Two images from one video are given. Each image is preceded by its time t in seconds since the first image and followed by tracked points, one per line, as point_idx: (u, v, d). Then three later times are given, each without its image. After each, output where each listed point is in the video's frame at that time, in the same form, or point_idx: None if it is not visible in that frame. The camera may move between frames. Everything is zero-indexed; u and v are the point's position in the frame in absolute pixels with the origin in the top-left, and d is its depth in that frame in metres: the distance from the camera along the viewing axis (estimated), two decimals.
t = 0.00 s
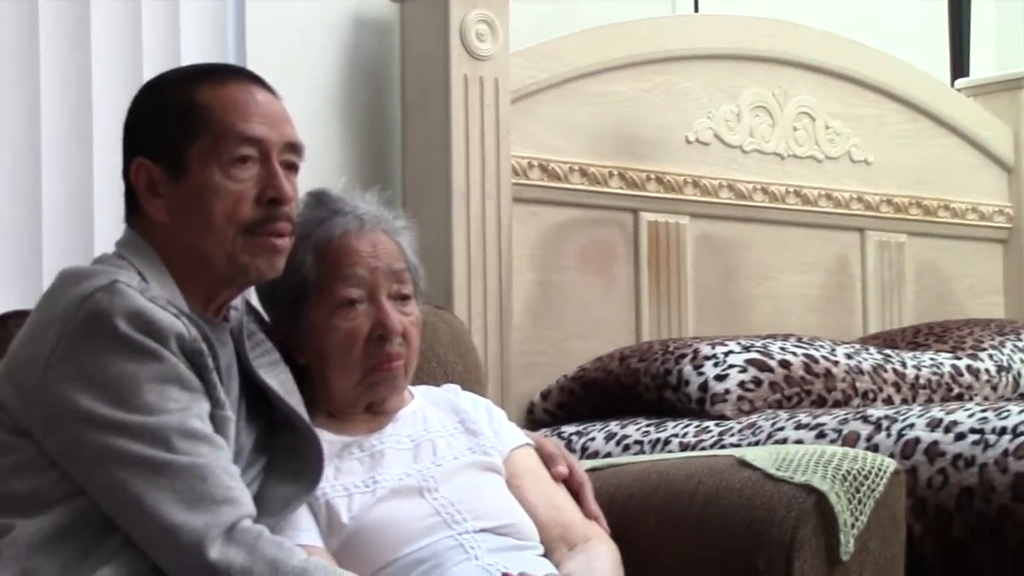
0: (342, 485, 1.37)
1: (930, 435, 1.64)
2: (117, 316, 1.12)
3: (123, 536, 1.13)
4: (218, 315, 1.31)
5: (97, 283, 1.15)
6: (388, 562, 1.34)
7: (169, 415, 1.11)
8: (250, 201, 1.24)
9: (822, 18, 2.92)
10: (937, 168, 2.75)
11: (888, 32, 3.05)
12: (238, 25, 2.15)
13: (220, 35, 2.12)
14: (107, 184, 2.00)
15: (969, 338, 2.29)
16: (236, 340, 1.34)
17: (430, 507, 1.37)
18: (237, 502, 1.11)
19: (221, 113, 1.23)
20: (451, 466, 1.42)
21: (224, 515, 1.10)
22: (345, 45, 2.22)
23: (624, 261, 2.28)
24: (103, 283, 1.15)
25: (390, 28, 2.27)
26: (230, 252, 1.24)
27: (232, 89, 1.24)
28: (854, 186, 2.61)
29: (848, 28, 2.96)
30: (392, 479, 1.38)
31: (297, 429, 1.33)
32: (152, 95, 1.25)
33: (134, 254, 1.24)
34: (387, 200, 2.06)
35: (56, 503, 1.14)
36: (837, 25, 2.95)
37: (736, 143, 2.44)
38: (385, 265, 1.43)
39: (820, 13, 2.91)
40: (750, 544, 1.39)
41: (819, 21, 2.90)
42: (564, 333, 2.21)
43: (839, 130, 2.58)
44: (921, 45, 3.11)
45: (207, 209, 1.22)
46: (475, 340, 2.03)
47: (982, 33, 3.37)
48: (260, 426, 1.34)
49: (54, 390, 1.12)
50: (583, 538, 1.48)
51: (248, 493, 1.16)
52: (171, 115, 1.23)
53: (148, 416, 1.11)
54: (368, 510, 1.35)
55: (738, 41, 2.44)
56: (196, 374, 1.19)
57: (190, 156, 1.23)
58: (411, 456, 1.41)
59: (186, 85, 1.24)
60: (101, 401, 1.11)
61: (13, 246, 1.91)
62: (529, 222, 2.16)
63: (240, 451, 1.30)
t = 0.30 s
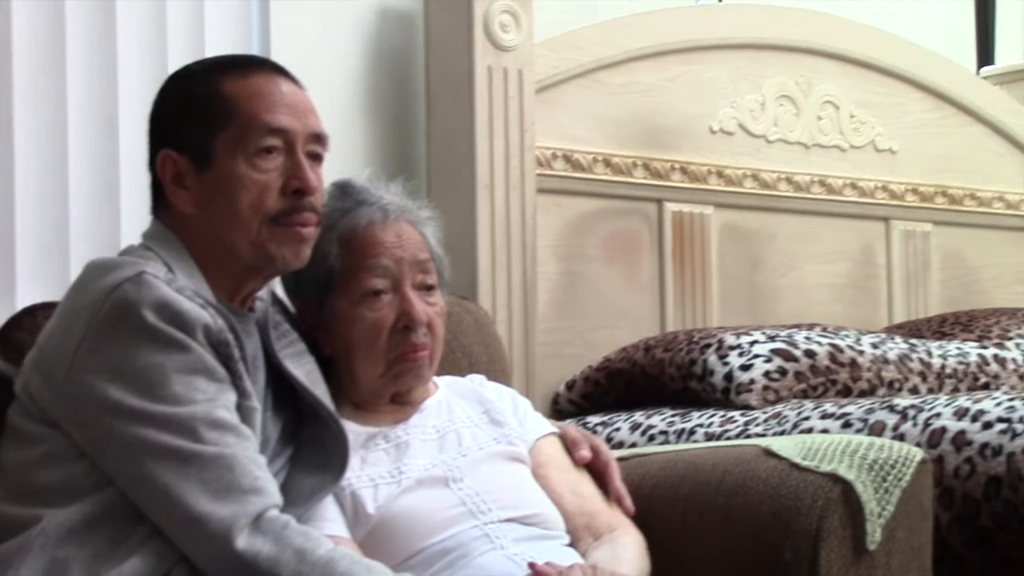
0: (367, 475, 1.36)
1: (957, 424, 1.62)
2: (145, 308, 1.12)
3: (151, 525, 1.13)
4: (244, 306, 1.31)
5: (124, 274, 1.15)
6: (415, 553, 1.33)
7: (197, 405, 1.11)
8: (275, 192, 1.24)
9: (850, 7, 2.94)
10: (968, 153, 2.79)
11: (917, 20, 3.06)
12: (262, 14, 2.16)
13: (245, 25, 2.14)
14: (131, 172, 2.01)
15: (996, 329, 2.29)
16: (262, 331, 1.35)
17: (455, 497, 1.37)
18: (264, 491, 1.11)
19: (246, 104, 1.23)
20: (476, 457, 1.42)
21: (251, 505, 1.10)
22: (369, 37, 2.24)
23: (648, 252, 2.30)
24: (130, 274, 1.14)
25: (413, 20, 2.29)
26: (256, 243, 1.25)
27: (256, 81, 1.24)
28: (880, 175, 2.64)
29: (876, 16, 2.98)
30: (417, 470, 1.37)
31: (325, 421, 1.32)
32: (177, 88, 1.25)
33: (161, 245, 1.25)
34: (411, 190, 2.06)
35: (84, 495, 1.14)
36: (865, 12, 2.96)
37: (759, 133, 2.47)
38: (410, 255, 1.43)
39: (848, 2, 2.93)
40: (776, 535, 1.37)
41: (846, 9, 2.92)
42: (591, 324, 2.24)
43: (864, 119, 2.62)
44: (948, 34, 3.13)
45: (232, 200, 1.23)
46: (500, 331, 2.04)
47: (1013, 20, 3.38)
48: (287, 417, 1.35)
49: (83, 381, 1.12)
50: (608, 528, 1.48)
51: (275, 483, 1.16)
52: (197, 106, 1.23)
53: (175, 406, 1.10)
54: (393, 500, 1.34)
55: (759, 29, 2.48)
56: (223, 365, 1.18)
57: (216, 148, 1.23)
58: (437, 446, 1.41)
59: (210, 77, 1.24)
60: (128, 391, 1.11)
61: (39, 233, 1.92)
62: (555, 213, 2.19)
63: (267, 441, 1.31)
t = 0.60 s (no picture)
0: (389, 465, 1.36)
1: (980, 414, 1.60)
2: (168, 296, 1.10)
3: (173, 513, 1.11)
4: (267, 295, 1.31)
5: (147, 263, 1.13)
6: (436, 542, 1.33)
7: (219, 394, 1.09)
8: (297, 181, 1.23)
9: None
10: (996, 141, 2.81)
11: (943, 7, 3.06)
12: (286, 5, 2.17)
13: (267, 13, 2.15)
14: (152, 158, 2.02)
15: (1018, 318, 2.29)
16: (285, 320, 1.35)
17: (476, 487, 1.36)
18: (286, 480, 1.09)
19: (270, 94, 1.22)
20: (497, 447, 1.41)
21: (273, 493, 1.08)
22: (393, 27, 2.26)
23: (669, 241, 2.32)
24: (153, 263, 1.13)
25: (434, 8, 2.30)
26: (278, 232, 1.24)
27: (280, 71, 1.24)
28: (902, 164, 2.65)
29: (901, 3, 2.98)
30: (439, 459, 1.37)
31: (348, 411, 1.32)
32: (200, 78, 1.25)
33: (185, 234, 1.24)
34: (432, 180, 2.07)
35: (107, 482, 1.12)
36: None
37: (781, 122, 2.49)
38: (432, 244, 1.43)
39: None
40: (798, 524, 1.36)
41: None
42: (613, 313, 2.25)
43: (887, 108, 2.63)
44: (975, 20, 3.13)
45: (255, 189, 1.22)
46: (522, 321, 2.04)
47: None
48: (308, 406, 1.35)
49: (106, 370, 1.11)
50: (630, 518, 1.46)
51: (298, 472, 1.14)
52: (221, 96, 1.23)
53: (198, 395, 1.08)
54: (415, 489, 1.34)
55: (781, 18, 2.49)
56: (246, 354, 1.16)
57: (239, 137, 1.22)
58: (458, 436, 1.41)
59: (233, 67, 1.24)
60: (151, 379, 1.09)
61: (62, 218, 1.92)
62: (576, 202, 2.20)
63: (289, 430, 1.31)
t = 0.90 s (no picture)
0: (403, 456, 1.36)
1: (994, 405, 1.59)
2: (182, 285, 1.09)
3: (187, 502, 1.10)
4: (280, 285, 1.31)
5: (162, 252, 1.12)
6: (449, 533, 1.33)
7: (233, 383, 1.08)
8: (310, 173, 1.23)
9: None
10: (1011, 134, 2.81)
11: None
12: None
13: (281, 6, 2.16)
14: (166, 149, 2.02)
15: None
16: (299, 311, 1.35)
17: (490, 478, 1.36)
18: (300, 470, 1.08)
19: (285, 85, 1.21)
20: (511, 438, 1.41)
21: (287, 482, 1.07)
22: (407, 17, 2.26)
23: (682, 233, 2.32)
24: (167, 252, 1.12)
25: None
26: (291, 223, 1.23)
27: (295, 61, 1.23)
28: (916, 155, 2.65)
29: None
30: (452, 450, 1.37)
31: (362, 402, 1.33)
32: (214, 68, 1.24)
33: (199, 224, 1.23)
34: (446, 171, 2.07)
35: (122, 471, 1.11)
36: None
37: (795, 113, 2.49)
38: (446, 235, 1.43)
39: None
40: (812, 516, 1.36)
41: None
42: (625, 304, 2.26)
43: (900, 100, 2.63)
44: (990, 11, 3.12)
45: (268, 181, 1.21)
46: (535, 312, 2.04)
47: None
48: (322, 397, 1.35)
49: (121, 358, 1.10)
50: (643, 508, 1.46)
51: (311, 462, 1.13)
52: (236, 86, 1.22)
53: (212, 384, 1.08)
54: (428, 480, 1.34)
55: (795, 9, 2.49)
56: (259, 343, 1.16)
57: (253, 127, 1.21)
58: (472, 427, 1.41)
59: (248, 57, 1.23)
60: (166, 368, 1.08)
61: (76, 209, 1.92)
62: (589, 194, 2.21)
63: (303, 421, 1.31)
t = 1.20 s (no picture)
0: (410, 449, 1.36)
1: (1001, 400, 1.59)
2: (189, 278, 1.09)
3: (195, 495, 1.10)
4: (288, 278, 1.31)
5: (169, 245, 1.12)
6: (455, 527, 1.33)
7: (241, 376, 1.09)
8: (319, 167, 1.23)
9: None
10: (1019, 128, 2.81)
11: None
12: None
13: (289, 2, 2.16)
14: (174, 141, 2.02)
15: None
16: (306, 304, 1.34)
17: (497, 471, 1.36)
18: (307, 463, 1.09)
19: (293, 79, 1.22)
20: (518, 432, 1.41)
21: (294, 475, 1.07)
22: (416, 11, 2.26)
23: (689, 226, 2.32)
24: (175, 246, 1.12)
25: None
26: (298, 218, 1.23)
27: (304, 56, 1.23)
28: (924, 149, 2.65)
29: None
30: (459, 444, 1.37)
31: (369, 395, 1.33)
32: (223, 62, 1.24)
33: (207, 217, 1.23)
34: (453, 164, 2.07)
35: (130, 464, 1.11)
36: None
37: (803, 107, 2.49)
38: (453, 229, 1.43)
39: None
40: (819, 510, 1.36)
41: None
42: (632, 298, 2.26)
43: (908, 94, 2.62)
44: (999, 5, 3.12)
45: (276, 175, 1.21)
46: (542, 305, 2.05)
47: None
48: (330, 389, 1.35)
49: (128, 352, 1.10)
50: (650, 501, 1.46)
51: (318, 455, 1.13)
52: (245, 80, 1.22)
53: (220, 376, 1.08)
54: (435, 474, 1.34)
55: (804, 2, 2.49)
56: (267, 336, 1.16)
57: (261, 121, 1.22)
58: (479, 421, 1.41)
59: (257, 51, 1.23)
60: (174, 361, 1.08)
61: (83, 202, 1.93)
62: (597, 187, 2.21)
63: (310, 414, 1.31)
